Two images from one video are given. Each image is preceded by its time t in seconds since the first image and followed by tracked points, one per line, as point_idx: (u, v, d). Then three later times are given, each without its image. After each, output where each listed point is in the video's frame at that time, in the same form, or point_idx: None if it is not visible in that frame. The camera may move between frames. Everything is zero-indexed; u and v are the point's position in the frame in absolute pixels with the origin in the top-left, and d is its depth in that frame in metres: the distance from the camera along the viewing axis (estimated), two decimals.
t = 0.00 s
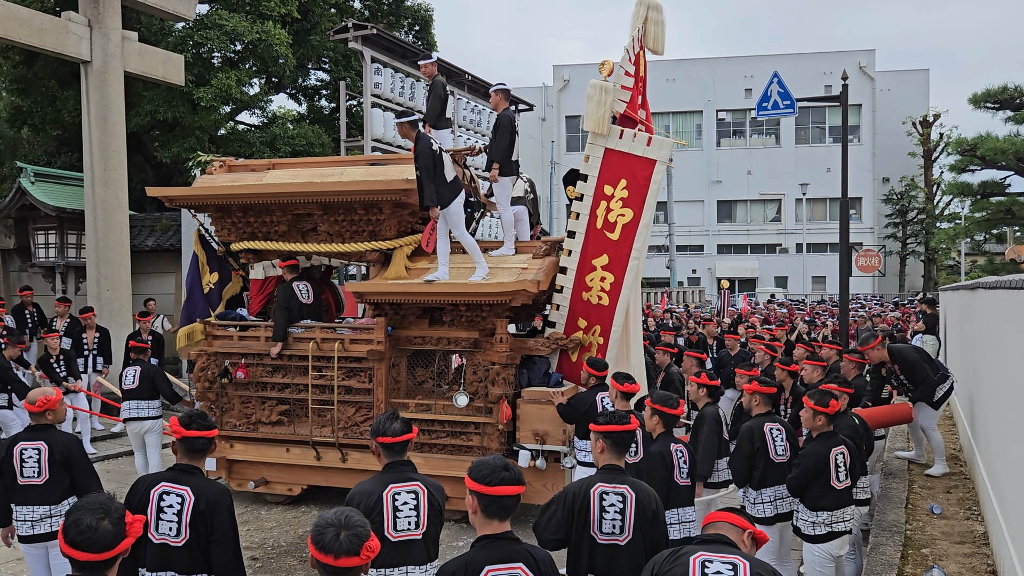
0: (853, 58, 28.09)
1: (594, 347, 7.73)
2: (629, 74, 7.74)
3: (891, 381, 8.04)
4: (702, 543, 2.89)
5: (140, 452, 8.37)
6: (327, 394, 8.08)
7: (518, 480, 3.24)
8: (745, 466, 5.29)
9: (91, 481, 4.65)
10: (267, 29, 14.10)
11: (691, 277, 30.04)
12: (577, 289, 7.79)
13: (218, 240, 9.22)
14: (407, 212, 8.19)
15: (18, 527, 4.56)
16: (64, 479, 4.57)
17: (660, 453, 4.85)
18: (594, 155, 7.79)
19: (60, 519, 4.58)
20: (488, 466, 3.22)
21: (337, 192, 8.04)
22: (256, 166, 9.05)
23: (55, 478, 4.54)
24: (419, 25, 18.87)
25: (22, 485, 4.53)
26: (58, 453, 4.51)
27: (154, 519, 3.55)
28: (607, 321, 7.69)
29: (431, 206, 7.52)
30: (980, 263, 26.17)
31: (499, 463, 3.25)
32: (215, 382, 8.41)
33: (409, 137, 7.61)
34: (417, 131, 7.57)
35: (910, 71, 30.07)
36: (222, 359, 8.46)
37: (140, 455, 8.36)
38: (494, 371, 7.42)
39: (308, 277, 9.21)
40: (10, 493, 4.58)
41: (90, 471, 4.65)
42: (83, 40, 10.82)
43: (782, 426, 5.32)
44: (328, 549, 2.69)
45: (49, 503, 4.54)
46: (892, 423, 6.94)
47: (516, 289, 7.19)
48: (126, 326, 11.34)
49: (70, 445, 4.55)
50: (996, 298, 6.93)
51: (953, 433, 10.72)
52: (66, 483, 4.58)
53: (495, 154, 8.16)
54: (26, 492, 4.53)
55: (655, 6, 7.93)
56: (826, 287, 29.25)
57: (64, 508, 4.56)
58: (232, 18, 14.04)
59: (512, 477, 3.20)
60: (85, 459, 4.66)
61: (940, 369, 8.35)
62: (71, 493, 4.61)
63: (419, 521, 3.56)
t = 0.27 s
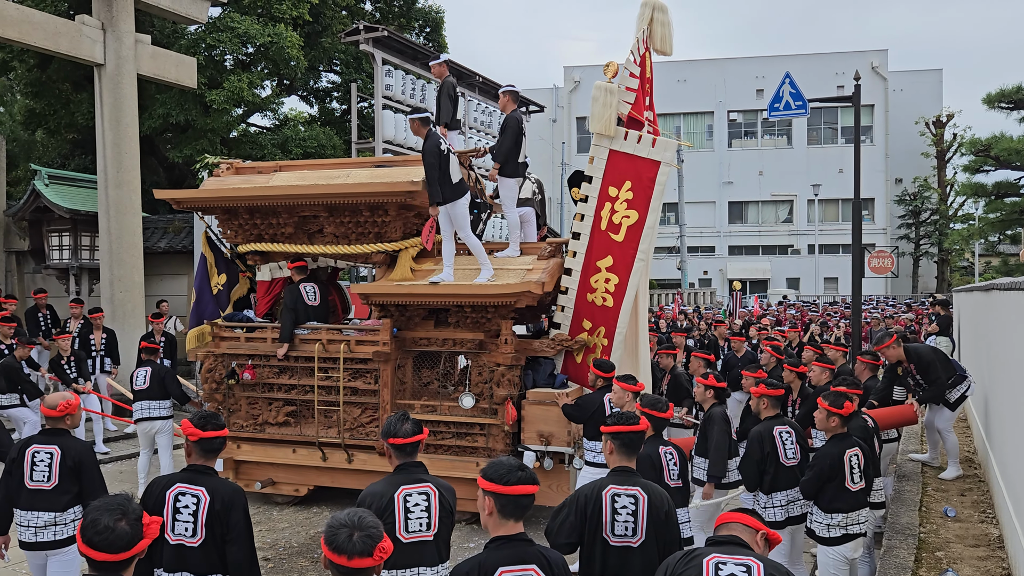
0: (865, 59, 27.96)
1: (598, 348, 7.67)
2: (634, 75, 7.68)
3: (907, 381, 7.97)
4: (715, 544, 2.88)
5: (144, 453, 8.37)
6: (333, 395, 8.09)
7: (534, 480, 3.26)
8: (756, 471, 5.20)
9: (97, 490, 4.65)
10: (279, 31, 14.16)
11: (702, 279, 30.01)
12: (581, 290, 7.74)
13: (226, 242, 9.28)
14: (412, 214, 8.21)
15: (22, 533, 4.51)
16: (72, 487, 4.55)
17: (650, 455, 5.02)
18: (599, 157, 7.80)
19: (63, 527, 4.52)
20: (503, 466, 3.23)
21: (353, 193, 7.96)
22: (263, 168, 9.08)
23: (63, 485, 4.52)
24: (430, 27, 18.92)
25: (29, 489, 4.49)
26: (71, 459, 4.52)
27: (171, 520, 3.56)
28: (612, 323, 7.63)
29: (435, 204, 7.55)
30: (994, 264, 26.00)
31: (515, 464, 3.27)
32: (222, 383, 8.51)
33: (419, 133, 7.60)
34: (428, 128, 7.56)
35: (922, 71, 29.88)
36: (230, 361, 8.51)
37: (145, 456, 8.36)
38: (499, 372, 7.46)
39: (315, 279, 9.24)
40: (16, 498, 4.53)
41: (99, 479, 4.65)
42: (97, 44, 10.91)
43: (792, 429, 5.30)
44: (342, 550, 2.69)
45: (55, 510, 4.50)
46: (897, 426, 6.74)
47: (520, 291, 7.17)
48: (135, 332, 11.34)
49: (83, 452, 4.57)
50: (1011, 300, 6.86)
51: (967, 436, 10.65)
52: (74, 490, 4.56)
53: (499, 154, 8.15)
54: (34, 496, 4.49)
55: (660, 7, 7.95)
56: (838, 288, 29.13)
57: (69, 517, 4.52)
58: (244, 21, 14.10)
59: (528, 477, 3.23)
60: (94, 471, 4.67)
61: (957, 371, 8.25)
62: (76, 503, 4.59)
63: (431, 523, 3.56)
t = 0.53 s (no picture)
0: (884, 58, 27.75)
1: (608, 349, 7.68)
2: (643, 77, 7.67)
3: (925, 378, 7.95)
4: (731, 548, 2.87)
5: (150, 455, 8.36)
6: (345, 396, 8.15)
7: (556, 483, 3.25)
8: (776, 473, 5.19)
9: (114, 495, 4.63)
10: (297, 35, 14.31)
11: (720, 280, 29.87)
12: (591, 291, 7.76)
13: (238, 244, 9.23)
14: (422, 216, 8.24)
15: (38, 534, 4.56)
16: (88, 491, 4.57)
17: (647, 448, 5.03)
18: (608, 158, 7.78)
19: (79, 532, 4.58)
20: (526, 468, 3.22)
21: (355, 196, 8.15)
22: (275, 171, 9.13)
23: (78, 488, 4.55)
24: (447, 30, 18.99)
25: (44, 491, 4.54)
26: (88, 461, 4.54)
27: (194, 520, 3.58)
28: (621, 324, 7.62)
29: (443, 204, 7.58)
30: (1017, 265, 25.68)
31: (537, 466, 3.25)
32: (235, 384, 8.55)
33: (436, 132, 7.64)
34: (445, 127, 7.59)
35: (942, 70, 29.59)
36: (242, 362, 8.56)
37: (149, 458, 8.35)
38: (509, 373, 7.43)
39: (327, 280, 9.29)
40: (32, 500, 4.58)
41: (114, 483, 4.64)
42: (118, 48, 11.03)
43: (812, 431, 5.30)
44: (362, 550, 2.69)
45: (70, 514, 4.54)
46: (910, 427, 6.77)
47: (529, 292, 7.16)
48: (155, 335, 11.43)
49: (98, 456, 4.57)
50: None
51: (989, 438, 10.52)
52: (89, 495, 4.58)
53: (509, 158, 8.21)
54: (48, 498, 4.53)
55: (669, 8, 7.93)
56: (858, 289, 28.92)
57: (83, 522, 4.56)
58: (262, 25, 14.23)
59: (550, 480, 3.22)
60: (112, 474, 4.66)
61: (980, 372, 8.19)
62: (92, 507, 4.61)
63: (450, 524, 3.56)
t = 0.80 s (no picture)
0: (908, 58, 27.50)
1: (620, 351, 7.69)
2: (655, 80, 7.68)
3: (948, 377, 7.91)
4: (753, 551, 2.84)
5: (167, 457, 8.45)
6: (358, 397, 8.16)
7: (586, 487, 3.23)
8: (800, 474, 5.16)
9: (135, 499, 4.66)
10: (319, 40, 14.51)
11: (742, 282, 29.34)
12: (603, 293, 7.73)
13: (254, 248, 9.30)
14: (434, 219, 8.28)
15: (60, 536, 4.59)
16: (108, 494, 4.59)
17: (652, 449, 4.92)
18: (620, 161, 7.77)
19: (100, 534, 4.61)
20: (556, 472, 3.21)
21: (377, 199, 8.08)
22: (290, 174, 9.19)
23: (98, 491, 4.56)
24: (467, 33, 19.05)
25: (66, 494, 4.57)
26: (107, 465, 4.57)
27: (220, 521, 3.60)
28: (634, 326, 7.62)
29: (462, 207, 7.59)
30: None
31: (566, 470, 3.24)
32: (251, 386, 8.63)
33: (450, 136, 7.64)
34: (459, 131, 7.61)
35: (967, 69, 29.24)
36: (258, 364, 8.62)
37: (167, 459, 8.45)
38: (522, 376, 7.46)
39: (341, 282, 9.32)
40: (53, 502, 4.62)
41: (134, 486, 4.67)
42: (143, 54, 11.13)
43: (836, 433, 5.27)
44: (385, 551, 2.69)
45: (92, 516, 4.57)
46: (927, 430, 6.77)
47: (541, 294, 7.13)
48: (180, 338, 11.56)
49: (118, 459, 4.59)
50: None
51: (1018, 442, 10.37)
52: (110, 498, 4.60)
53: (519, 161, 8.22)
54: (70, 501, 4.56)
55: (682, 11, 7.80)
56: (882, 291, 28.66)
57: (104, 524, 4.59)
58: (284, 30, 14.39)
59: (579, 484, 3.19)
60: (133, 477, 4.69)
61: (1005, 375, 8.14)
62: (113, 509, 4.63)
63: (472, 527, 3.55)
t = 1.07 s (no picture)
0: (935, 58, 27.23)
1: (635, 354, 7.62)
2: (667, 82, 7.66)
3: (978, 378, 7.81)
4: (781, 559, 2.82)
5: (191, 459, 8.46)
6: (373, 401, 8.19)
7: (618, 492, 3.22)
8: (807, 485, 5.13)
9: (156, 502, 4.73)
10: (341, 45, 14.50)
11: (766, 284, 29.43)
12: (617, 296, 7.70)
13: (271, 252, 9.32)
14: (449, 223, 8.27)
15: (81, 540, 4.62)
16: (129, 498, 4.66)
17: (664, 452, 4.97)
18: (633, 164, 7.74)
19: (122, 536, 4.66)
20: (588, 477, 3.19)
21: (394, 202, 8.05)
22: (307, 180, 9.25)
23: (120, 494, 4.64)
24: (489, 37, 19.14)
25: (87, 498, 4.62)
26: (128, 469, 4.64)
27: (247, 524, 3.61)
28: (648, 329, 7.57)
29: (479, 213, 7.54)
30: None
31: (598, 475, 3.23)
32: (267, 389, 8.67)
33: (462, 141, 7.62)
34: (471, 136, 7.59)
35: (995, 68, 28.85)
36: (275, 367, 8.69)
37: (191, 461, 8.45)
38: (535, 378, 7.41)
39: (356, 287, 9.35)
40: (73, 507, 4.66)
41: (155, 490, 4.74)
42: (169, 61, 11.29)
43: (842, 439, 5.17)
44: (412, 554, 2.69)
45: (115, 519, 4.62)
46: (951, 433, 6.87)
47: (554, 298, 7.14)
48: (208, 338, 11.69)
49: (139, 463, 4.67)
50: None
51: None
52: (131, 501, 4.67)
53: (529, 164, 8.15)
54: (92, 504, 4.61)
55: (693, 14, 7.81)
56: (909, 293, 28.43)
57: (128, 527, 4.65)
58: (307, 36, 14.55)
59: (611, 490, 3.18)
60: (152, 481, 4.77)
61: None
62: (135, 511, 4.70)
63: (496, 531, 3.55)
